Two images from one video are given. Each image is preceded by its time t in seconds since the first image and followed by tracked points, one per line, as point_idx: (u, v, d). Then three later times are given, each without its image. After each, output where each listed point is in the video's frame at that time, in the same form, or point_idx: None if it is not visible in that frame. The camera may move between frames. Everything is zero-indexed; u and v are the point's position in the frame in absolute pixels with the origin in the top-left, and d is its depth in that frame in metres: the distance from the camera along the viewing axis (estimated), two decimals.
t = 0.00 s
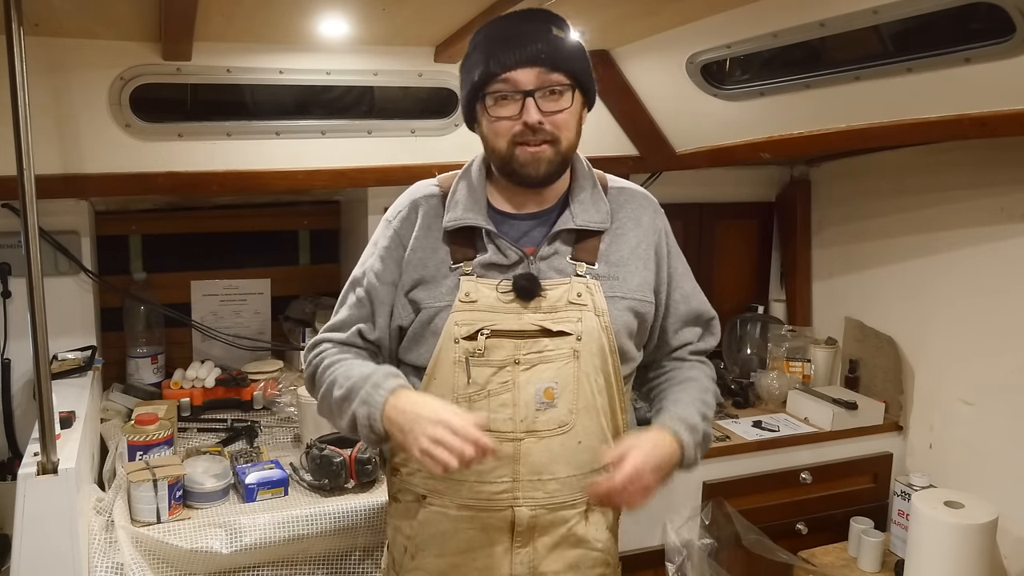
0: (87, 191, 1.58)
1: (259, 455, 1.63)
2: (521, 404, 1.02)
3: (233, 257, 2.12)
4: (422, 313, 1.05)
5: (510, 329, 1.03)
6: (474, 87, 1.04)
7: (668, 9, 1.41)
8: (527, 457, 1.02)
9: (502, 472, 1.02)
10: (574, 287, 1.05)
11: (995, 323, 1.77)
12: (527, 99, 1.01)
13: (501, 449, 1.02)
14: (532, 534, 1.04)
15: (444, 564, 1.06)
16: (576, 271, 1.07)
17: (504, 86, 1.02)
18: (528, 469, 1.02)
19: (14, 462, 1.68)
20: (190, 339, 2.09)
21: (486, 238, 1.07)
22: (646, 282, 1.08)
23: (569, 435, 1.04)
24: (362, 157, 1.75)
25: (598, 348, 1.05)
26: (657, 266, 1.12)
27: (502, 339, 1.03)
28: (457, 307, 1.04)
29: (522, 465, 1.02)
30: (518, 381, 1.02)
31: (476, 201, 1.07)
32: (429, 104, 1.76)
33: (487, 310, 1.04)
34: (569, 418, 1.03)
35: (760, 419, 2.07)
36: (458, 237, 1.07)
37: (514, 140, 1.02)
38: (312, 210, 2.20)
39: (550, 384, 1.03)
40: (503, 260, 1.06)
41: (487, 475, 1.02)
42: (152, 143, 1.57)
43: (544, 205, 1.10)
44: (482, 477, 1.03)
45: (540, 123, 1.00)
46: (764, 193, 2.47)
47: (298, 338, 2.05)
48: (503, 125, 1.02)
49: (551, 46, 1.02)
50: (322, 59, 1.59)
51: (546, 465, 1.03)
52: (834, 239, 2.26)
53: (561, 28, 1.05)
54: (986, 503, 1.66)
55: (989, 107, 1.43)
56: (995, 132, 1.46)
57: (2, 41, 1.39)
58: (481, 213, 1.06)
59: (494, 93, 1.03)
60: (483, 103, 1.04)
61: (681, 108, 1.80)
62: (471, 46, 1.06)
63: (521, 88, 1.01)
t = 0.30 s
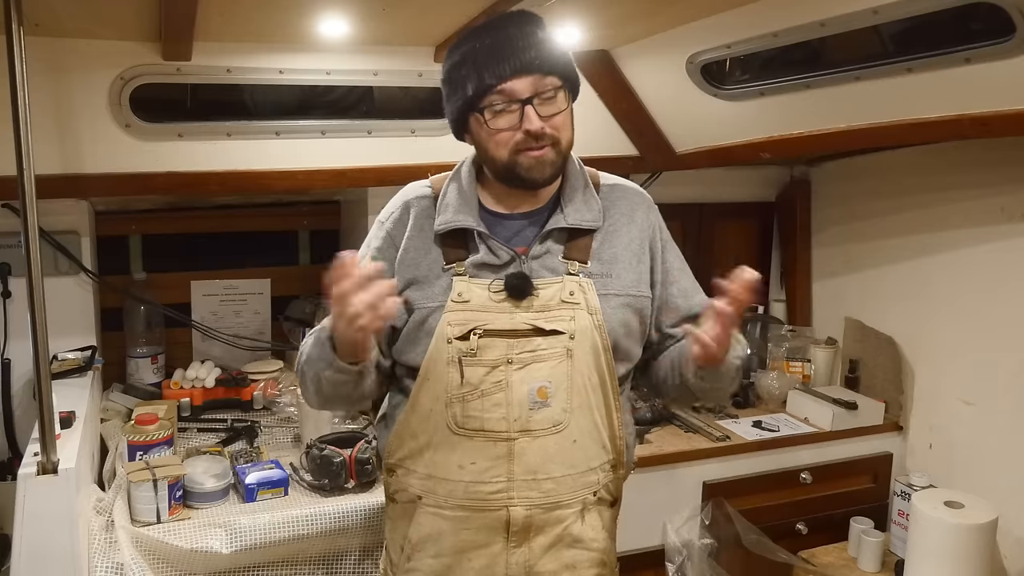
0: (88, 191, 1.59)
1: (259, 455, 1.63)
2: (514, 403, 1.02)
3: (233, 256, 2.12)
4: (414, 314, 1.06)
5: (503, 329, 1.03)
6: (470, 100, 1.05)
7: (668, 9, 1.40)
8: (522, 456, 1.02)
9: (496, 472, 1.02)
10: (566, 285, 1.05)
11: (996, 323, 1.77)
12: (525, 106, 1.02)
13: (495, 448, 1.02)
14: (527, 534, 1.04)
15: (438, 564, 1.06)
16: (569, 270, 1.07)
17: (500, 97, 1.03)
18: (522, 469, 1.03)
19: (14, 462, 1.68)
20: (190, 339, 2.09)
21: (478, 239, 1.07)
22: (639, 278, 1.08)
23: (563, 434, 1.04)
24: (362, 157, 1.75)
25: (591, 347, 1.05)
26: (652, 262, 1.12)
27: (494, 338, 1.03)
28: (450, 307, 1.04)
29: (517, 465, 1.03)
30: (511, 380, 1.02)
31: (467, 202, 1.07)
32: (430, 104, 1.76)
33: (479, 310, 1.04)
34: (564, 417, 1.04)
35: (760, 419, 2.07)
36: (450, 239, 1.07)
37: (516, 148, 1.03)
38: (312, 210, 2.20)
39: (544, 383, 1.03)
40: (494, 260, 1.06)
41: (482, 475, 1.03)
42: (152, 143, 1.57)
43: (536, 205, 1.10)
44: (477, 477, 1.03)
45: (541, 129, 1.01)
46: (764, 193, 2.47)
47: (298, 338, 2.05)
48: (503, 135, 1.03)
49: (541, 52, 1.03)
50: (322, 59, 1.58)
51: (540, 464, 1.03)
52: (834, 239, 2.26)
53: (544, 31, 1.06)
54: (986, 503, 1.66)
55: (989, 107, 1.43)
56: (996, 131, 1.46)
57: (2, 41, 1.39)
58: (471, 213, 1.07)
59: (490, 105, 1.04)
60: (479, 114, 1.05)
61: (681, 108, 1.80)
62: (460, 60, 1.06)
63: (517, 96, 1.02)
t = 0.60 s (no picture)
0: (89, 191, 1.59)
1: (259, 455, 1.63)
2: (506, 407, 1.02)
3: (233, 256, 2.12)
4: (406, 317, 1.07)
5: (495, 332, 1.03)
6: (459, 104, 1.05)
7: (668, 9, 1.40)
8: (514, 460, 1.03)
9: (488, 476, 1.03)
10: (559, 287, 1.05)
11: (996, 323, 1.77)
12: (515, 109, 1.02)
13: (487, 452, 1.02)
14: (520, 537, 1.05)
15: (433, 566, 1.07)
16: (562, 272, 1.07)
17: (489, 99, 1.03)
18: (514, 472, 1.03)
19: (14, 462, 1.68)
20: (190, 339, 2.09)
21: (469, 242, 1.07)
22: (633, 281, 1.09)
23: (555, 438, 1.04)
24: (362, 157, 1.75)
25: (583, 350, 1.05)
26: (646, 264, 1.12)
27: (485, 341, 1.03)
28: (441, 310, 1.04)
29: (509, 469, 1.03)
30: (502, 384, 1.02)
31: (458, 204, 1.07)
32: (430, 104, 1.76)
33: (471, 313, 1.04)
34: (556, 421, 1.04)
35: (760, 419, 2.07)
36: (442, 242, 1.08)
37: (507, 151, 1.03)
38: (313, 210, 2.20)
39: (536, 386, 1.03)
40: (486, 263, 1.07)
41: (474, 478, 1.03)
42: (152, 143, 1.57)
43: (527, 207, 1.10)
44: (469, 480, 1.03)
45: (532, 131, 1.02)
46: (764, 193, 2.47)
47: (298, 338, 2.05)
48: (495, 138, 1.03)
49: (529, 53, 1.03)
50: (322, 59, 1.58)
51: (532, 468, 1.03)
52: (834, 239, 2.26)
53: (530, 31, 1.06)
54: (986, 503, 1.66)
55: (990, 107, 1.43)
56: (996, 131, 1.46)
57: (2, 41, 1.39)
58: (461, 216, 1.06)
59: (480, 108, 1.04)
60: (469, 118, 1.05)
61: (681, 108, 1.80)
62: (447, 64, 1.06)
63: (506, 99, 1.03)
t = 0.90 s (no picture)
0: (89, 191, 1.59)
1: (259, 455, 1.63)
2: (499, 408, 1.02)
3: (232, 257, 2.12)
4: (400, 318, 1.07)
5: (488, 333, 1.03)
6: (451, 104, 1.05)
7: (668, 9, 1.40)
8: (507, 461, 1.03)
9: (482, 477, 1.03)
10: (552, 288, 1.06)
11: (996, 323, 1.77)
12: (506, 110, 1.02)
13: (480, 453, 1.02)
14: (514, 539, 1.05)
15: (428, 568, 1.07)
16: (555, 273, 1.07)
17: (481, 101, 1.03)
18: (508, 474, 1.03)
19: (14, 462, 1.68)
20: (190, 339, 2.09)
21: (462, 243, 1.07)
22: (628, 281, 1.09)
23: (549, 439, 1.04)
24: (363, 157, 1.75)
25: (577, 351, 1.05)
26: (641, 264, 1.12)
27: (478, 342, 1.03)
28: (435, 311, 1.05)
29: (502, 470, 1.03)
30: (495, 385, 1.02)
31: (451, 204, 1.07)
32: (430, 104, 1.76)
33: (464, 313, 1.04)
34: (550, 422, 1.04)
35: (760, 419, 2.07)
36: (435, 243, 1.07)
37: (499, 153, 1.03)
38: (313, 210, 2.19)
39: (529, 387, 1.03)
40: (479, 264, 1.07)
41: (468, 480, 1.03)
42: (152, 143, 1.57)
43: (520, 207, 1.10)
44: (462, 482, 1.03)
45: (524, 133, 1.02)
46: (764, 193, 2.47)
47: (298, 338, 2.05)
48: (487, 140, 1.03)
49: (522, 54, 1.02)
50: (323, 59, 1.58)
51: (526, 469, 1.03)
52: (834, 239, 2.26)
53: (525, 31, 1.06)
54: (986, 503, 1.66)
55: (990, 107, 1.43)
56: (996, 131, 1.46)
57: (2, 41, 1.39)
58: (455, 216, 1.06)
59: (472, 109, 1.04)
60: (461, 118, 1.05)
61: (681, 108, 1.80)
62: (440, 65, 1.06)
63: (498, 100, 1.02)
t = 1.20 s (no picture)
0: (88, 191, 1.59)
1: (259, 455, 1.63)
2: (495, 409, 1.02)
3: (232, 257, 2.12)
4: (397, 318, 1.07)
5: (484, 333, 1.03)
6: (448, 94, 1.05)
7: (668, 9, 1.40)
8: (503, 462, 1.03)
9: (478, 478, 1.03)
10: (549, 289, 1.06)
11: (995, 323, 1.77)
12: (502, 101, 1.02)
13: (477, 454, 1.03)
14: (511, 541, 1.05)
15: (426, 569, 1.07)
16: (553, 273, 1.07)
17: (477, 91, 1.03)
18: (504, 475, 1.03)
19: (14, 462, 1.68)
20: (190, 339, 2.09)
21: (460, 242, 1.07)
22: (626, 283, 1.09)
23: (546, 440, 1.04)
24: (363, 157, 1.75)
25: (574, 351, 1.05)
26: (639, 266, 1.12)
27: (475, 343, 1.04)
28: (432, 311, 1.05)
29: (499, 471, 1.03)
30: (492, 386, 1.02)
31: (449, 204, 1.07)
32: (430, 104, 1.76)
33: (461, 314, 1.04)
34: (546, 423, 1.04)
35: (760, 419, 2.07)
36: (432, 242, 1.07)
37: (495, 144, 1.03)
38: (312, 210, 2.19)
39: (525, 388, 1.03)
40: (476, 263, 1.07)
41: (464, 481, 1.03)
42: (152, 143, 1.57)
43: (518, 207, 1.10)
44: (459, 483, 1.03)
45: (518, 124, 1.01)
46: (764, 193, 2.47)
47: (298, 339, 2.05)
48: (482, 130, 1.03)
49: (519, 47, 1.03)
50: (323, 59, 1.58)
51: (523, 470, 1.03)
52: (834, 239, 2.26)
53: (525, 27, 1.06)
54: (986, 503, 1.66)
55: (990, 107, 1.43)
56: (996, 131, 1.46)
57: (2, 41, 1.39)
58: (453, 215, 1.06)
59: (468, 99, 1.04)
60: (458, 109, 1.05)
61: (681, 108, 1.80)
62: (438, 55, 1.07)
63: (494, 91, 1.03)
